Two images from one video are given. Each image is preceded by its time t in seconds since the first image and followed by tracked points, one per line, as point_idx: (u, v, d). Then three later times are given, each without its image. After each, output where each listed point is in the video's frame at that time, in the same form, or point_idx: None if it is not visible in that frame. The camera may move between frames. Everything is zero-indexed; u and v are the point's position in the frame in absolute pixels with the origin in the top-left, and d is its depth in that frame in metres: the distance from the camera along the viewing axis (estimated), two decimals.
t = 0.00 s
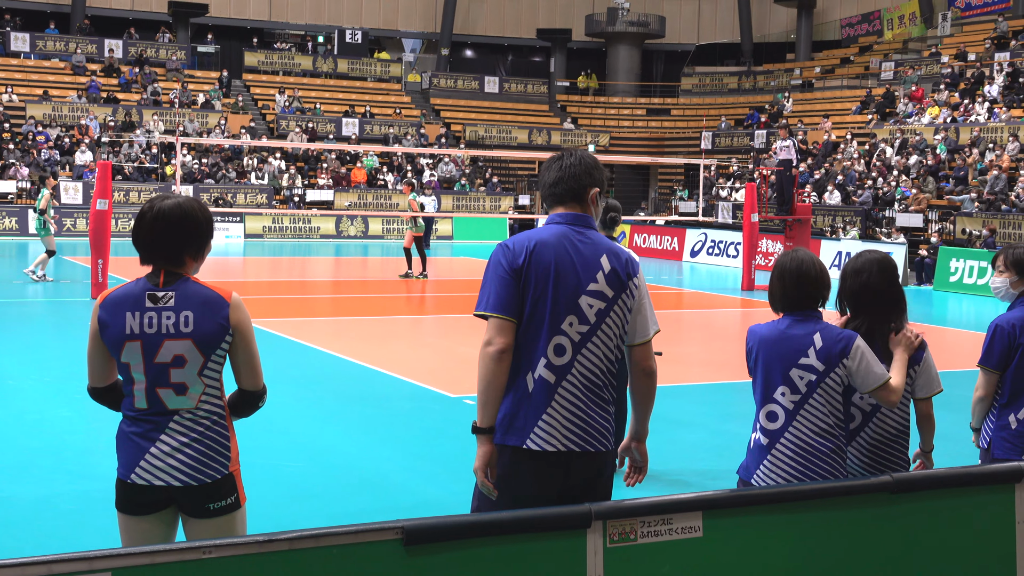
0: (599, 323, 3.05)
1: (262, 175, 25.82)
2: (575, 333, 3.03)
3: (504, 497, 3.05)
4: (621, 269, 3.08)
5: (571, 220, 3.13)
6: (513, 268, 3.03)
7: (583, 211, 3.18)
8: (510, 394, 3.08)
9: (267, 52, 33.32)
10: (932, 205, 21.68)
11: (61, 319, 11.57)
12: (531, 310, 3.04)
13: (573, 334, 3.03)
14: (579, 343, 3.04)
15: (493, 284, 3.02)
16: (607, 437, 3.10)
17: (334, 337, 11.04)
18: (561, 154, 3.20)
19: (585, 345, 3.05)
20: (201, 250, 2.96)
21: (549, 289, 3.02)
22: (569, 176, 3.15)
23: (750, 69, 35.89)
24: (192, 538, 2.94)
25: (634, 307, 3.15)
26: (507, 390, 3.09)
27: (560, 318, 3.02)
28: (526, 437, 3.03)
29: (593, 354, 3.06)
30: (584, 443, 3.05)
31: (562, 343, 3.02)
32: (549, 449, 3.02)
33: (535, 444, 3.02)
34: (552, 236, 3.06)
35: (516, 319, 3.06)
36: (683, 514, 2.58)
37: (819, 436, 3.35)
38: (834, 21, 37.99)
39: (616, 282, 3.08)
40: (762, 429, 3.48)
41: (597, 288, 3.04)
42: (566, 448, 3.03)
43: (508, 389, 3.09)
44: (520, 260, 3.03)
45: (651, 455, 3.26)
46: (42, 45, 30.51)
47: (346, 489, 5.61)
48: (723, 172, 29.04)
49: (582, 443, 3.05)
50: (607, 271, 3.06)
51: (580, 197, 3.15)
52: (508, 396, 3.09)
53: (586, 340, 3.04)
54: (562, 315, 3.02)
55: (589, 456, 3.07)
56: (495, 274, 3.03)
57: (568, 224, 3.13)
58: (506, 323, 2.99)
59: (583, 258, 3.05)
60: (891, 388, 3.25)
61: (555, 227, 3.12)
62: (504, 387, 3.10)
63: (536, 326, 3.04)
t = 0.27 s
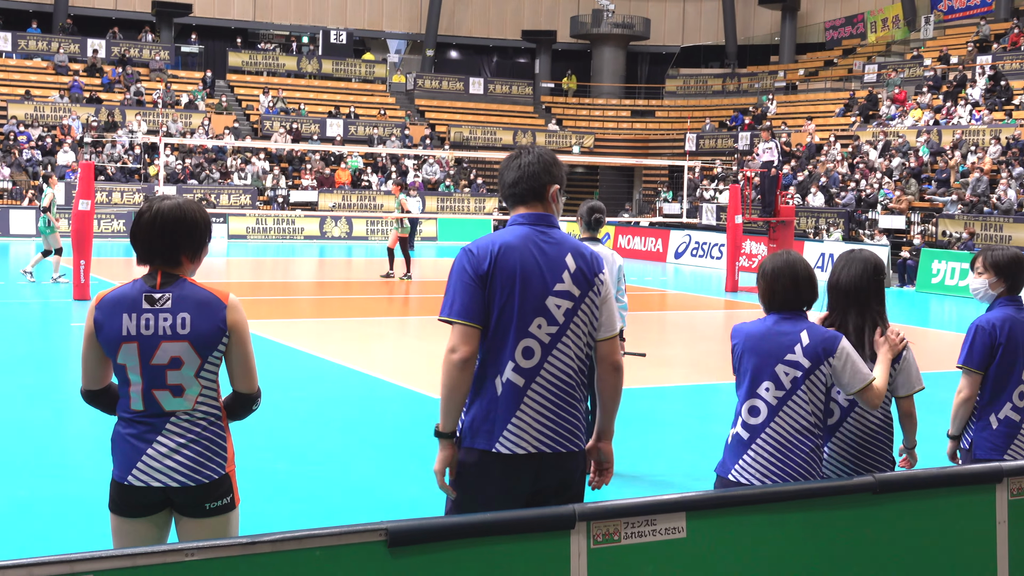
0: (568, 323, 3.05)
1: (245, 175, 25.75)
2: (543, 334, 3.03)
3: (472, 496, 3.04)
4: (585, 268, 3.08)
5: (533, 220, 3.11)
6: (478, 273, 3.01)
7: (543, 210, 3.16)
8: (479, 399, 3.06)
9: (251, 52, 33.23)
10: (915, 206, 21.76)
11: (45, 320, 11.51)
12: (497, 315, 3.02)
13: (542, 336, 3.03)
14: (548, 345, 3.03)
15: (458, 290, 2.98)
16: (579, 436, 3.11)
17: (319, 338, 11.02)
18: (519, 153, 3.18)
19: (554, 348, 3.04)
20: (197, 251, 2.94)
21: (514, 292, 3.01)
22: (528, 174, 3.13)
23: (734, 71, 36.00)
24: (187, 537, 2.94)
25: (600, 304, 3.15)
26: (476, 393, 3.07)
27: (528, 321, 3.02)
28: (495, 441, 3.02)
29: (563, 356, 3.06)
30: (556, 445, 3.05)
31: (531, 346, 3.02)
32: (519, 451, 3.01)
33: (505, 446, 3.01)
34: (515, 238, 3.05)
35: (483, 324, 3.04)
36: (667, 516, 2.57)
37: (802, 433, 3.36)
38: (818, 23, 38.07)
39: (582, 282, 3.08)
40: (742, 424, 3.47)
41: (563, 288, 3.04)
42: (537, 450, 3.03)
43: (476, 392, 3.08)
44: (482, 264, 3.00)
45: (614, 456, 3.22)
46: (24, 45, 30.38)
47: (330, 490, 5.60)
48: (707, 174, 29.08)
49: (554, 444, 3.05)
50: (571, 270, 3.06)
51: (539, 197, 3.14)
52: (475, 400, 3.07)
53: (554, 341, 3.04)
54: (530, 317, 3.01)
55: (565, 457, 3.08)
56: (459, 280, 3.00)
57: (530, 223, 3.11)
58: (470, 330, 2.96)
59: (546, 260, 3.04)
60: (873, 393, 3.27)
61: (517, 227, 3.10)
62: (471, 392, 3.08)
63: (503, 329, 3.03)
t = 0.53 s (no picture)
0: (530, 323, 3.05)
1: (226, 175, 25.69)
2: (507, 334, 3.01)
3: (438, 500, 2.99)
4: (547, 268, 3.09)
5: (493, 220, 3.11)
6: (438, 276, 3.01)
7: (504, 210, 3.16)
8: (443, 401, 3.04)
9: (232, 52, 33.14)
10: (895, 208, 21.85)
11: (25, 321, 11.44)
12: (459, 315, 3.01)
13: (506, 337, 3.01)
14: (512, 345, 3.02)
15: (416, 293, 3.00)
16: (545, 436, 3.10)
17: (300, 339, 10.99)
18: (478, 153, 3.19)
19: (517, 347, 3.03)
20: (187, 253, 2.93)
21: (477, 291, 3.00)
22: (488, 174, 3.13)
23: (715, 73, 36.14)
24: (175, 537, 2.93)
25: (563, 304, 3.16)
26: (439, 396, 3.05)
27: (490, 322, 3.00)
28: (460, 444, 2.99)
29: (526, 356, 3.05)
30: (524, 446, 3.04)
31: (495, 346, 3.00)
32: (487, 452, 2.99)
33: (470, 449, 2.98)
34: (476, 239, 3.05)
35: (444, 327, 3.03)
36: (649, 516, 2.56)
37: (781, 432, 3.37)
38: (799, 26, 38.19)
39: (544, 281, 3.08)
40: (722, 428, 3.41)
41: (525, 288, 3.04)
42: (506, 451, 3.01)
43: (440, 395, 3.05)
44: (443, 265, 3.00)
45: (579, 450, 3.33)
46: (4, 44, 30.25)
47: (314, 491, 5.58)
48: (688, 175, 29.13)
49: (522, 445, 3.04)
50: (534, 269, 3.06)
51: (499, 198, 3.15)
52: (438, 403, 3.05)
53: (518, 341, 3.03)
54: (493, 317, 3.00)
55: (535, 458, 3.08)
56: (419, 282, 3.00)
57: (489, 224, 3.11)
58: (426, 334, 3.00)
59: (508, 259, 3.04)
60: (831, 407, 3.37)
61: (477, 229, 3.10)
62: (436, 395, 3.06)
63: (465, 331, 3.02)
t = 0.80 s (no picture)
0: (495, 322, 3.05)
1: (206, 176, 25.61)
2: (472, 336, 3.01)
3: (410, 502, 3.00)
4: (510, 267, 3.10)
5: (453, 222, 3.10)
6: (400, 280, 2.99)
7: (464, 211, 3.15)
8: (409, 403, 3.03)
9: (213, 53, 33.02)
10: (875, 211, 21.93)
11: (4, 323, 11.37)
12: (423, 317, 3.01)
13: (470, 338, 3.01)
14: (478, 346, 3.02)
15: (378, 299, 2.98)
16: (515, 436, 3.11)
17: (281, 341, 10.95)
18: (437, 153, 3.17)
19: (483, 348, 3.03)
20: (174, 256, 2.92)
21: (440, 294, 2.99)
22: (448, 174, 3.12)
23: (696, 75, 36.21)
24: (159, 538, 2.92)
25: (528, 301, 3.17)
26: (407, 398, 3.04)
27: (455, 324, 3.00)
28: (427, 447, 2.99)
29: (492, 357, 3.05)
30: (495, 446, 3.05)
31: (460, 348, 3.00)
32: (457, 454, 2.99)
33: (438, 451, 2.98)
34: (438, 241, 3.04)
35: (408, 329, 3.02)
36: (629, 518, 2.56)
37: (743, 433, 3.40)
38: (780, 29, 38.30)
39: (507, 280, 3.09)
40: (690, 434, 3.37)
41: (488, 288, 3.05)
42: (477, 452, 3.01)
43: (406, 398, 3.04)
44: (405, 267, 2.99)
45: (551, 449, 3.34)
46: None
47: (295, 494, 5.56)
48: (670, 178, 29.18)
49: (493, 445, 3.04)
50: (496, 270, 3.07)
51: (459, 199, 3.14)
52: (403, 407, 3.04)
53: (483, 342, 3.03)
54: (458, 320, 3.00)
55: (507, 458, 3.08)
56: (381, 287, 2.98)
57: (449, 225, 3.10)
58: (388, 338, 2.97)
59: (470, 261, 3.04)
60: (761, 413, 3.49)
61: (438, 230, 3.09)
62: (402, 397, 3.05)
63: (429, 334, 3.01)
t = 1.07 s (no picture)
0: (472, 323, 3.06)
1: (192, 177, 25.55)
2: (450, 336, 3.02)
3: (391, 503, 3.00)
4: (484, 267, 3.11)
5: (424, 223, 3.10)
6: (375, 284, 2.98)
7: (434, 212, 3.15)
8: (387, 406, 3.03)
9: (199, 54, 32.92)
10: (861, 213, 21.99)
11: None
12: (400, 320, 3.01)
13: (449, 339, 3.02)
14: (456, 347, 3.03)
15: (355, 305, 2.97)
16: (495, 435, 3.12)
17: (267, 342, 10.93)
18: (404, 152, 3.16)
19: (461, 349, 3.04)
20: (163, 257, 2.92)
21: (417, 296, 2.99)
22: (417, 175, 3.11)
23: (682, 77, 36.23)
24: (148, 537, 2.92)
25: (504, 299, 3.18)
26: (384, 401, 3.04)
27: (432, 325, 3.00)
28: (407, 449, 2.99)
29: (470, 358, 3.06)
30: (478, 445, 3.06)
31: (438, 350, 3.01)
32: (439, 454, 3.00)
33: (419, 452, 2.99)
34: (412, 243, 3.03)
35: (385, 333, 3.01)
36: (616, 519, 2.56)
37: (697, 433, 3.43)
38: (766, 31, 38.35)
39: (482, 280, 3.10)
40: (651, 435, 3.36)
41: (464, 288, 3.05)
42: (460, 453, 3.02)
43: (384, 400, 3.04)
44: (381, 271, 2.99)
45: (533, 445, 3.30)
46: None
47: (282, 495, 5.55)
48: (656, 179, 29.22)
49: (475, 445, 3.05)
50: (471, 270, 3.07)
51: (428, 201, 3.14)
52: (382, 409, 3.04)
53: (461, 343, 3.03)
54: (435, 321, 3.00)
55: (486, 459, 3.09)
56: (358, 291, 2.97)
57: (420, 227, 3.10)
58: (367, 344, 2.96)
59: (444, 262, 3.04)
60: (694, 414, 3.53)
61: (410, 233, 3.09)
62: (381, 401, 3.05)
63: (406, 336, 3.01)
